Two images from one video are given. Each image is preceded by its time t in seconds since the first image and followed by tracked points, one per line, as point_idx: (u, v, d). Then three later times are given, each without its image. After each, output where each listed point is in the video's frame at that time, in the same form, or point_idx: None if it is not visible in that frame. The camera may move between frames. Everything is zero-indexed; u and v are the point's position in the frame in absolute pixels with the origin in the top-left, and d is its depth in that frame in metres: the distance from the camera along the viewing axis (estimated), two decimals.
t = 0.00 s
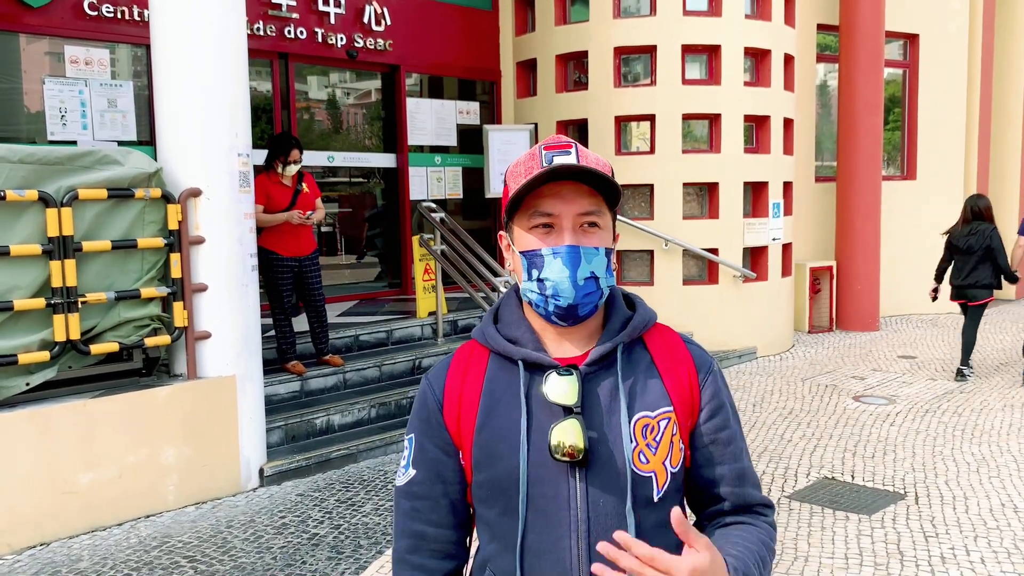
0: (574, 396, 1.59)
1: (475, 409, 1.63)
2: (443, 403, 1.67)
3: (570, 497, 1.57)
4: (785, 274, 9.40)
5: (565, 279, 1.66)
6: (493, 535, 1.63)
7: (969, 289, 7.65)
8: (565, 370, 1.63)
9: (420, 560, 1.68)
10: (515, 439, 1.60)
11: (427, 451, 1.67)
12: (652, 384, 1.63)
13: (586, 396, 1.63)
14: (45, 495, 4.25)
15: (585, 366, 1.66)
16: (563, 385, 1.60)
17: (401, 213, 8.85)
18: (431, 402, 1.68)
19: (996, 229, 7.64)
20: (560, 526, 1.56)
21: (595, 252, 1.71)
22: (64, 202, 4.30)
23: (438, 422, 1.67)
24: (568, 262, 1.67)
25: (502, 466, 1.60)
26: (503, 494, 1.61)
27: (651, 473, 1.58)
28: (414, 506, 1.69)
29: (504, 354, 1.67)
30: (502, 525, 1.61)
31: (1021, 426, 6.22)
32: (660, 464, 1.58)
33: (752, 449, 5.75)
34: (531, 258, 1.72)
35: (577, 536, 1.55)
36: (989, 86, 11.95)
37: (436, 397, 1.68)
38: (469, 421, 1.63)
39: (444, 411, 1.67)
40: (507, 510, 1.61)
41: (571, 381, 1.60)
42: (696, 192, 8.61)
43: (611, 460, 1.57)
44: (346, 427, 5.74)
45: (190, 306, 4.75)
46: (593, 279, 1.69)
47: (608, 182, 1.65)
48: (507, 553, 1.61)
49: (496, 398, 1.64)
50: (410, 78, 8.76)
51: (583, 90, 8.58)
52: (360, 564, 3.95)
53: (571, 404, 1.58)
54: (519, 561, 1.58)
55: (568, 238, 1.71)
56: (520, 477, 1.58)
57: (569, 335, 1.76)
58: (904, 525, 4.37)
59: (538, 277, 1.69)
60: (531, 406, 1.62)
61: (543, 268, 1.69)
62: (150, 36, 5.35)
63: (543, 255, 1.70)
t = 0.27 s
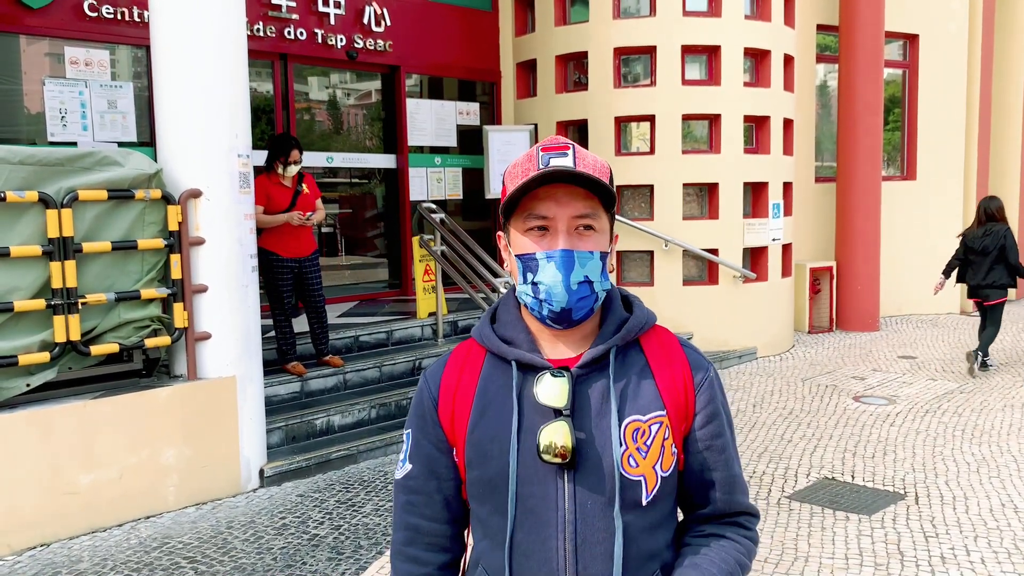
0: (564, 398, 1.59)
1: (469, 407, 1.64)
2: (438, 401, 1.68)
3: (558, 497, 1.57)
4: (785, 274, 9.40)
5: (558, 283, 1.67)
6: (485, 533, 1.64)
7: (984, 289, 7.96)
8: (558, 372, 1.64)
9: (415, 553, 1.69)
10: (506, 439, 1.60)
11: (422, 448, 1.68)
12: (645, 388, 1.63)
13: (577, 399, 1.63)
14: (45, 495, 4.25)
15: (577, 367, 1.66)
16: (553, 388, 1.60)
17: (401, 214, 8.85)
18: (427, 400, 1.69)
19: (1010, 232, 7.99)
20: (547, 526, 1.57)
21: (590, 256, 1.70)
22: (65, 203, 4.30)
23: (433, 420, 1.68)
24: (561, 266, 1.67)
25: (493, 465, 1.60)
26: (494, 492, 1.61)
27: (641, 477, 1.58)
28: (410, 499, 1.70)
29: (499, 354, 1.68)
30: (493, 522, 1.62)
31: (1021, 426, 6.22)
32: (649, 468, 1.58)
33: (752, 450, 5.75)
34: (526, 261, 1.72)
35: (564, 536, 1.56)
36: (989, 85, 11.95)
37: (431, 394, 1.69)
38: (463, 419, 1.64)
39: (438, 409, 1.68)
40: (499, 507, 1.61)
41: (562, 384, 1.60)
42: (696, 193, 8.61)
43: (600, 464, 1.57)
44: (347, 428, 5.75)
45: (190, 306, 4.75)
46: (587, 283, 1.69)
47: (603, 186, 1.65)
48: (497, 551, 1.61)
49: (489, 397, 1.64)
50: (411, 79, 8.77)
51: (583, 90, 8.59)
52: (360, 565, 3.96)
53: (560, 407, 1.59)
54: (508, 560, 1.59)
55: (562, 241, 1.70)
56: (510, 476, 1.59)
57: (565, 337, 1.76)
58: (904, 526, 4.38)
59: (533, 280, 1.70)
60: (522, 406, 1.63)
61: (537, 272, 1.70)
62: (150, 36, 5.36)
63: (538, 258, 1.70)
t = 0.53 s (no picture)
0: (567, 398, 1.59)
1: (469, 408, 1.64)
2: (437, 402, 1.67)
3: (563, 496, 1.57)
4: (784, 275, 9.40)
5: (558, 284, 1.67)
6: (485, 535, 1.63)
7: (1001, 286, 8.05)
8: (559, 371, 1.64)
9: (413, 557, 1.68)
10: (508, 439, 1.60)
11: (421, 449, 1.67)
12: (646, 386, 1.64)
13: (579, 398, 1.63)
14: (45, 495, 4.25)
15: (578, 367, 1.66)
16: (556, 387, 1.60)
17: (401, 214, 8.86)
18: (425, 401, 1.68)
19: None
20: (551, 525, 1.57)
21: (589, 257, 1.70)
22: (65, 203, 4.30)
23: (433, 421, 1.67)
24: (561, 267, 1.67)
25: (495, 466, 1.60)
26: (496, 494, 1.61)
27: (644, 475, 1.59)
28: (407, 503, 1.69)
29: (498, 354, 1.68)
30: (495, 525, 1.62)
31: (1020, 427, 6.23)
32: (652, 465, 1.60)
33: (752, 450, 5.74)
34: (525, 262, 1.72)
35: (569, 535, 1.56)
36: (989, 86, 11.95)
37: (430, 395, 1.68)
38: (463, 421, 1.63)
39: (438, 410, 1.67)
40: (500, 509, 1.61)
41: (565, 384, 1.60)
42: (696, 194, 8.61)
43: (603, 462, 1.58)
44: (346, 428, 5.75)
45: (190, 306, 4.75)
46: (587, 284, 1.69)
47: (602, 188, 1.65)
48: (499, 553, 1.61)
49: (490, 398, 1.64)
50: (411, 79, 8.77)
51: (583, 91, 8.59)
52: (359, 565, 3.96)
53: (564, 407, 1.59)
54: (511, 560, 1.59)
55: (561, 243, 1.70)
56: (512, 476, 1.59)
57: (564, 337, 1.77)
58: (904, 526, 4.38)
59: (532, 281, 1.70)
60: (524, 406, 1.63)
61: (536, 273, 1.70)
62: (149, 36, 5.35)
63: (537, 259, 1.70)
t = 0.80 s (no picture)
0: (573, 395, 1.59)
1: (473, 405, 1.63)
2: (440, 400, 1.66)
3: (569, 493, 1.57)
4: (784, 275, 9.40)
5: (559, 285, 1.67)
6: (489, 534, 1.63)
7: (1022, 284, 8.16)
8: (564, 368, 1.64)
9: (417, 557, 1.68)
10: (513, 436, 1.60)
11: (424, 447, 1.67)
12: (650, 382, 1.64)
13: (585, 395, 1.63)
14: (44, 494, 4.24)
15: (583, 363, 1.66)
16: (561, 384, 1.60)
17: (401, 214, 8.86)
18: (428, 397, 1.67)
19: None
20: (558, 522, 1.57)
21: (590, 258, 1.70)
22: (65, 201, 4.30)
23: (436, 418, 1.66)
24: (562, 269, 1.67)
25: (500, 464, 1.60)
26: (501, 492, 1.60)
27: (649, 471, 1.59)
28: (410, 502, 1.69)
29: (502, 351, 1.67)
30: (500, 524, 1.61)
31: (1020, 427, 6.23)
32: (657, 461, 1.60)
33: (752, 451, 5.74)
34: (526, 263, 1.72)
35: (576, 532, 1.56)
36: (989, 87, 11.95)
37: (433, 392, 1.68)
38: (467, 418, 1.63)
39: (441, 407, 1.66)
40: (504, 507, 1.61)
41: (570, 380, 1.60)
42: (696, 194, 8.61)
43: (609, 459, 1.58)
44: (346, 427, 5.74)
45: (190, 305, 4.75)
46: (587, 284, 1.69)
47: (602, 189, 1.65)
48: (504, 551, 1.61)
49: (494, 395, 1.64)
50: (411, 79, 8.77)
51: (583, 91, 8.59)
52: (359, 564, 3.95)
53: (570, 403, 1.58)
54: (518, 558, 1.58)
55: (562, 244, 1.70)
56: (518, 473, 1.59)
57: (566, 336, 1.77)
58: (903, 527, 4.38)
59: (534, 282, 1.70)
60: (530, 403, 1.63)
61: (538, 274, 1.69)
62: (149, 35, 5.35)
63: (538, 261, 1.70)
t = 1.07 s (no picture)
0: (575, 393, 1.59)
1: (475, 404, 1.63)
2: (442, 399, 1.66)
3: (572, 492, 1.57)
4: (784, 275, 9.40)
5: (559, 286, 1.67)
6: (491, 532, 1.63)
7: None
8: (566, 367, 1.64)
9: (418, 554, 1.68)
10: (516, 434, 1.60)
11: (426, 445, 1.67)
12: (652, 381, 1.64)
13: (587, 394, 1.63)
14: (44, 493, 4.24)
15: (585, 363, 1.66)
16: (563, 382, 1.60)
17: (401, 213, 8.86)
18: (429, 396, 1.67)
19: None
20: (561, 521, 1.57)
21: (590, 259, 1.70)
22: (65, 201, 4.30)
23: (438, 416, 1.66)
24: (562, 269, 1.67)
25: (502, 462, 1.60)
26: (503, 490, 1.61)
27: (651, 470, 1.59)
28: (411, 500, 1.69)
29: (504, 350, 1.67)
30: (502, 522, 1.61)
31: (1021, 428, 6.23)
32: (659, 460, 1.60)
33: (752, 451, 5.74)
34: (526, 264, 1.72)
35: (578, 530, 1.56)
36: (989, 87, 11.94)
37: (434, 390, 1.68)
38: (468, 417, 1.63)
39: (443, 405, 1.66)
40: (507, 505, 1.61)
41: (572, 379, 1.60)
42: (696, 194, 8.61)
43: (611, 458, 1.58)
44: (346, 427, 5.74)
45: (190, 305, 4.75)
46: (587, 285, 1.69)
47: (602, 189, 1.64)
48: (506, 549, 1.61)
49: (496, 394, 1.64)
50: (411, 79, 8.77)
51: (583, 91, 8.59)
52: (358, 564, 3.95)
53: (572, 402, 1.59)
54: (519, 556, 1.59)
55: (561, 244, 1.70)
56: (520, 471, 1.59)
57: (567, 336, 1.76)
58: (904, 527, 4.38)
59: (534, 283, 1.70)
60: (532, 402, 1.63)
61: (538, 275, 1.70)
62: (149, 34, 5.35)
63: (537, 261, 1.70)
